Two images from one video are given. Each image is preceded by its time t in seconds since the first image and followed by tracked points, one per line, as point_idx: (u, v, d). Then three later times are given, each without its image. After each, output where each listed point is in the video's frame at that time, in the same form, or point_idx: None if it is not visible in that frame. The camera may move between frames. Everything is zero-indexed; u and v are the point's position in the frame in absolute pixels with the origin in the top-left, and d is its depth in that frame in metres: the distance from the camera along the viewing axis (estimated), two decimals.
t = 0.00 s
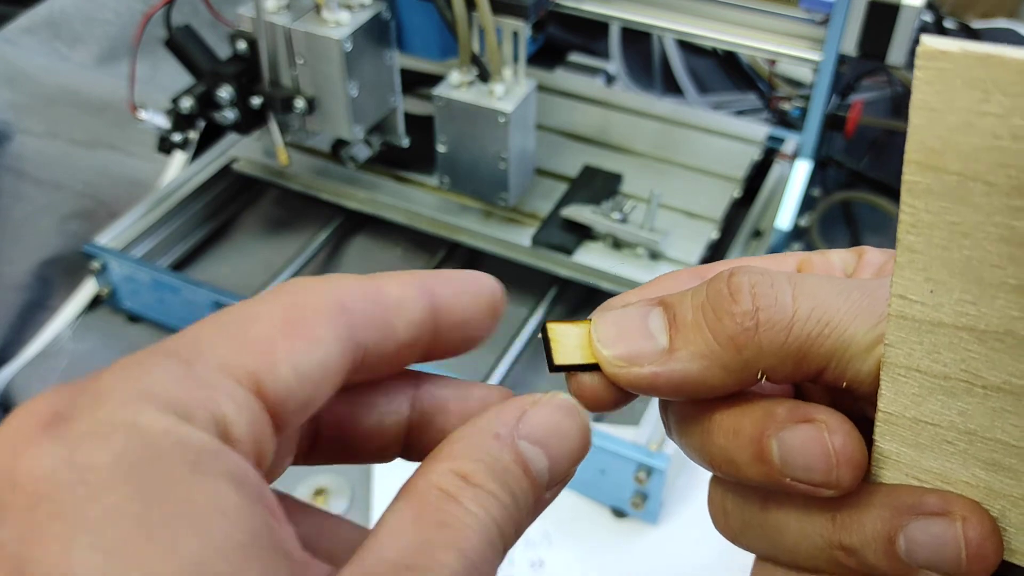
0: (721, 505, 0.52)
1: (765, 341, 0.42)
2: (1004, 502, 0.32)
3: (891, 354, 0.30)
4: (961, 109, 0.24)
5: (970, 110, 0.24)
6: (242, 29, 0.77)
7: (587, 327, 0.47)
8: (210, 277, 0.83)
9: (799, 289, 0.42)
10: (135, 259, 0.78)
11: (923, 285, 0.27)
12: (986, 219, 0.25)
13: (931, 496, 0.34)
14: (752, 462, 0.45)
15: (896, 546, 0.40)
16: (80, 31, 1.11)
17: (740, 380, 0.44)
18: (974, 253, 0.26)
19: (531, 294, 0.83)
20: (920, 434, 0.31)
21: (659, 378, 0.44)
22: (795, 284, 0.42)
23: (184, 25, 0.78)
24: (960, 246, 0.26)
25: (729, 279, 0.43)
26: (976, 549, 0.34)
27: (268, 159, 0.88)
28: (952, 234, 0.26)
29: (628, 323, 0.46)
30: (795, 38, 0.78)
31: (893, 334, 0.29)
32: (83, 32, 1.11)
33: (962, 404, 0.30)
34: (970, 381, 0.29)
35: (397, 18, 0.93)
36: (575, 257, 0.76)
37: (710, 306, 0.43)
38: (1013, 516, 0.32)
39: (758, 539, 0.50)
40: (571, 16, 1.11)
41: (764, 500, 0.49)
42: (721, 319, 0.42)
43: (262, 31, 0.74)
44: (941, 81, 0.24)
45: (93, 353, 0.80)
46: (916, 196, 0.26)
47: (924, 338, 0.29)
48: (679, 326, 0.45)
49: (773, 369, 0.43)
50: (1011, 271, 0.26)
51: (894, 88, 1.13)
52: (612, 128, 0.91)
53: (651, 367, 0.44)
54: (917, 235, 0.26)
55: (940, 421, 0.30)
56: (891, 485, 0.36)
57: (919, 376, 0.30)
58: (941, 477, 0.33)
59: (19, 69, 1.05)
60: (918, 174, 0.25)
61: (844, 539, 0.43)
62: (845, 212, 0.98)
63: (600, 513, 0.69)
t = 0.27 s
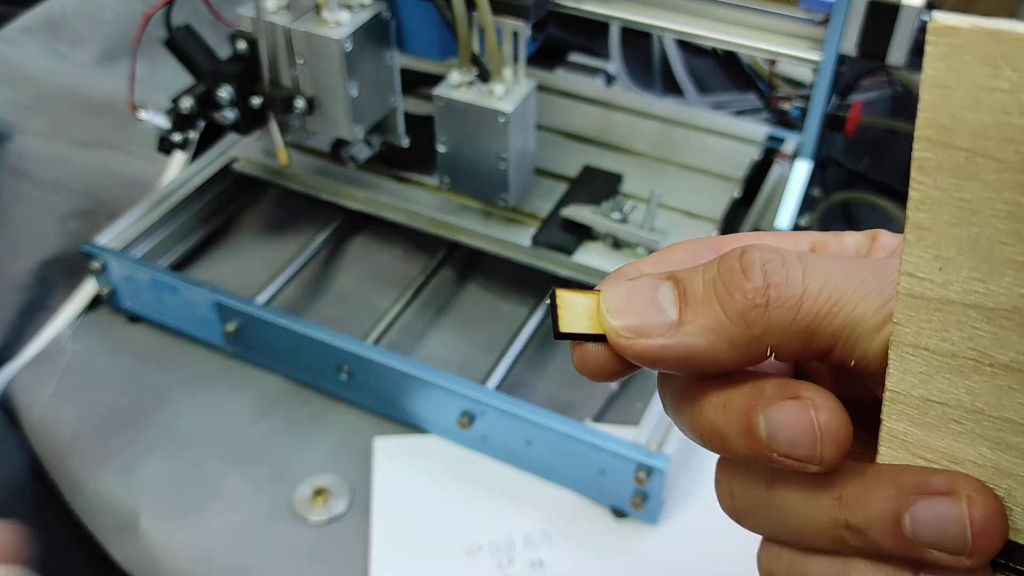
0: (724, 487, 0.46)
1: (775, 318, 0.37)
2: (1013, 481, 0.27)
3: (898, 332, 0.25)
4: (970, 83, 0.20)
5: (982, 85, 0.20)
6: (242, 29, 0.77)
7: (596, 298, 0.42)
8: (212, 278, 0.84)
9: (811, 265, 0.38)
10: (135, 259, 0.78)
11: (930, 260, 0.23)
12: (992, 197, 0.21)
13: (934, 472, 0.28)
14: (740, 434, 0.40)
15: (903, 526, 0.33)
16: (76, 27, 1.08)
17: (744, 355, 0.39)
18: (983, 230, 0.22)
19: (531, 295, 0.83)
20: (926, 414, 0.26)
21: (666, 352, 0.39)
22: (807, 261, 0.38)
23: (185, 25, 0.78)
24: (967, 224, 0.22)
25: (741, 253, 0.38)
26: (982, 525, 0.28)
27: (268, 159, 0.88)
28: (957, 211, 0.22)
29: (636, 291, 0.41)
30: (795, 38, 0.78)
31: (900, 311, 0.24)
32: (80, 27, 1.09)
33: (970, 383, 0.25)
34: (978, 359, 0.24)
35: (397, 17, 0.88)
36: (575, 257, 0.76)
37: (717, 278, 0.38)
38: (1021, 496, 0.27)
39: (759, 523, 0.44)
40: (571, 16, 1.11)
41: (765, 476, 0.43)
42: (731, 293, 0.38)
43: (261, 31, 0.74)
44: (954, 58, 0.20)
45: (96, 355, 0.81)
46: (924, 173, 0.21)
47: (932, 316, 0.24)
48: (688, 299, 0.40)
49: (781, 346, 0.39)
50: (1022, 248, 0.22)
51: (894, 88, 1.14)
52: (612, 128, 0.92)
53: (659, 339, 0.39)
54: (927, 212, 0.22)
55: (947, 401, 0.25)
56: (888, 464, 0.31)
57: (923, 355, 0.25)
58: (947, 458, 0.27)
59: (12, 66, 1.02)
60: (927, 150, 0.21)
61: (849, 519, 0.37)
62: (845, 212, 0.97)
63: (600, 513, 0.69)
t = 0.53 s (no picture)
0: (717, 490, 0.46)
1: (767, 322, 0.37)
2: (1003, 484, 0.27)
3: (890, 335, 0.25)
4: (959, 88, 0.20)
5: (970, 90, 0.20)
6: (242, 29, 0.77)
7: (586, 300, 0.43)
8: (212, 278, 0.85)
9: (802, 270, 0.37)
10: (135, 259, 0.78)
11: (920, 263, 0.23)
12: (982, 202, 0.21)
13: (926, 474, 0.29)
14: (730, 438, 0.40)
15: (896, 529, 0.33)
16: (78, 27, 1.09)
17: (737, 359, 0.39)
18: (974, 235, 0.22)
19: (531, 295, 0.83)
20: (919, 417, 0.26)
21: (657, 355, 0.39)
22: (800, 265, 0.38)
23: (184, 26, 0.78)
24: (958, 229, 0.22)
25: (733, 258, 0.38)
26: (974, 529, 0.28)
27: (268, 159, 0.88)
28: (948, 216, 0.22)
29: (628, 294, 0.41)
30: (795, 38, 0.78)
31: (892, 315, 0.24)
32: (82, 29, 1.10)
33: (961, 386, 0.25)
34: (970, 363, 0.24)
35: (397, 16, 0.87)
36: (575, 257, 0.76)
37: (710, 282, 0.38)
38: (1011, 501, 0.27)
39: (749, 528, 0.44)
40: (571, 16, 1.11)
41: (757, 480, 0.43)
42: (723, 297, 0.37)
43: (261, 31, 0.74)
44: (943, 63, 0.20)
45: (95, 354, 0.81)
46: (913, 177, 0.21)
47: (923, 321, 0.24)
48: (681, 302, 0.40)
49: (775, 350, 0.39)
50: (1011, 252, 0.22)
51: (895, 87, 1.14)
52: (611, 128, 0.92)
53: (650, 342, 0.39)
54: (917, 216, 0.22)
55: (938, 404, 0.26)
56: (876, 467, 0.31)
57: (915, 358, 0.25)
58: (939, 461, 0.28)
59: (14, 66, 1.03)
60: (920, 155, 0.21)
61: (840, 522, 0.37)
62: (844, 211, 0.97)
63: (600, 513, 0.69)
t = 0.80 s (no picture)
0: (721, 486, 0.46)
1: (776, 317, 0.37)
2: (1012, 480, 0.27)
3: (901, 330, 0.25)
4: (980, 84, 0.20)
5: (992, 83, 0.20)
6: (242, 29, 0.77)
7: (589, 296, 0.42)
8: (212, 278, 0.85)
9: (810, 266, 0.37)
10: (135, 259, 0.78)
11: (934, 259, 0.23)
12: (996, 198, 0.21)
13: (932, 471, 0.28)
14: (730, 436, 0.40)
15: (902, 527, 0.33)
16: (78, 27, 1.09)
17: (745, 355, 0.39)
18: (986, 230, 0.22)
19: (531, 295, 0.83)
20: (928, 413, 0.26)
21: (664, 351, 0.39)
22: (808, 261, 0.38)
23: (184, 26, 0.78)
24: (974, 224, 0.22)
25: (741, 252, 0.38)
26: (982, 527, 0.28)
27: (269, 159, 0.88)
28: (963, 210, 0.22)
29: (633, 290, 0.41)
30: (795, 38, 0.78)
31: (904, 309, 0.24)
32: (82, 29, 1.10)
33: (972, 382, 0.25)
34: (981, 358, 0.24)
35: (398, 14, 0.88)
36: (575, 257, 0.76)
37: (718, 277, 0.38)
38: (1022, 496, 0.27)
39: (753, 522, 0.44)
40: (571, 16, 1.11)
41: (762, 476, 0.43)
42: (732, 293, 0.37)
43: (262, 31, 0.74)
44: (963, 55, 0.20)
45: (94, 354, 0.81)
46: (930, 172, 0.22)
47: (935, 315, 0.24)
48: (688, 298, 0.39)
49: (783, 346, 0.39)
50: (1023, 246, 0.22)
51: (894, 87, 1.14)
52: (612, 128, 0.92)
53: (657, 338, 0.39)
54: (932, 212, 0.22)
55: (948, 400, 0.25)
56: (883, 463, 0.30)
57: (926, 353, 0.25)
58: (947, 456, 0.27)
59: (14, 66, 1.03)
60: (939, 151, 0.21)
61: (846, 519, 0.37)
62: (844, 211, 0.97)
63: (600, 513, 0.69)
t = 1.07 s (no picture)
0: (723, 473, 0.45)
1: (786, 303, 0.37)
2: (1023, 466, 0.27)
3: (913, 316, 0.24)
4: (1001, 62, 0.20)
5: (1013, 65, 0.20)
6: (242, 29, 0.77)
7: (593, 283, 0.42)
8: (212, 278, 0.85)
9: (819, 251, 0.37)
10: (135, 259, 0.78)
11: (951, 244, 0.23)
12: (1020, 180, 0.21)
13: (943, 459, 0.28)
14: (730, 421, 0.40)
15: (912, 514, 0.33)
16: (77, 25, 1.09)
17: (753, 343, 0.39)
18: (1007, 215, 0.22)
19: (531, 295, 0.83)
20: (939, 399, 0.26)
21: (671, 339, 0.39)
22: (816, 246, 0.38)
23: (184, 26, 0.79)
24: (990, 207, 0.22)
25: (749, 238, 0.37)
26: (993, 515, 0.28)
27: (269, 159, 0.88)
28: (983, 192, 0.22)
29: (638, 278, 0.40)
30: (795, 38, 0.78)
31: (917, 295, 0.24)
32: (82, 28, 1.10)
33: (985, 368, 0.24)
34: (995, 344, 0.24)
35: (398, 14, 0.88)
36: (576, 256, 0.76)
37: (725, 265, 0.38)
38: None
39: (756, 509, 0.44)
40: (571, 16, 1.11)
41: (766, 464, 0.43)
42: (740, 280, 0.37)
43: (261, 31, 0.74)
44: (986, 34, 0.20)
45: (94, 354, 0.81)
46: (948, 155, 0.21)
47: (950, 301, 0.24)
48: (695, 286, 0.39)
49: (791, 333, 0.38)
50: None
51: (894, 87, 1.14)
52: (612, 127, 0.92)
53: (664, 327, 0.39)
54: (948, 195, 0.22)
55: (961, 386, 0.25)
56: (893, 450, 0.30)
57: (939, 339, 0.24)
58: (957, 444, 0.27)
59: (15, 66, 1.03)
60: (957, 135, 0.21)
61: (854, 508, 0.37)
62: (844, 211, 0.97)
63: (601, 513, 0.69)
